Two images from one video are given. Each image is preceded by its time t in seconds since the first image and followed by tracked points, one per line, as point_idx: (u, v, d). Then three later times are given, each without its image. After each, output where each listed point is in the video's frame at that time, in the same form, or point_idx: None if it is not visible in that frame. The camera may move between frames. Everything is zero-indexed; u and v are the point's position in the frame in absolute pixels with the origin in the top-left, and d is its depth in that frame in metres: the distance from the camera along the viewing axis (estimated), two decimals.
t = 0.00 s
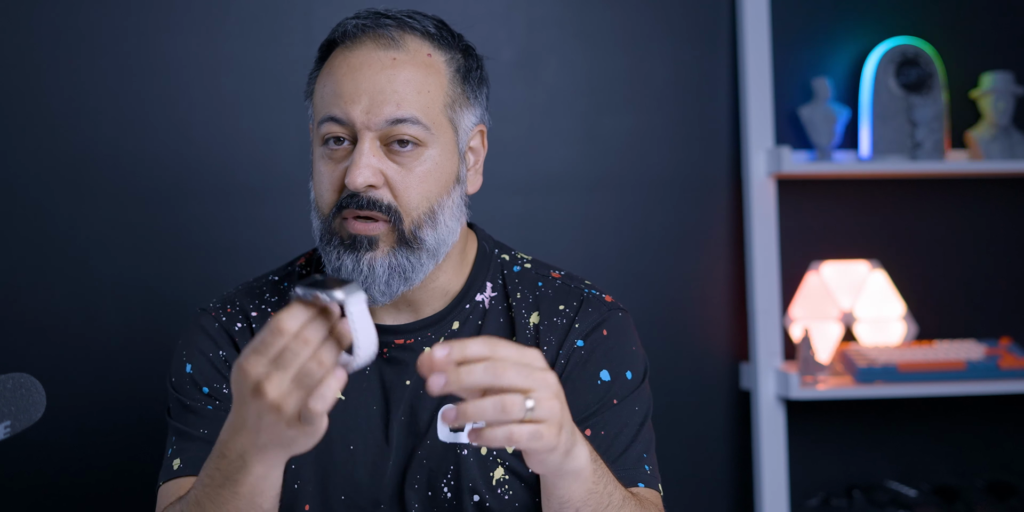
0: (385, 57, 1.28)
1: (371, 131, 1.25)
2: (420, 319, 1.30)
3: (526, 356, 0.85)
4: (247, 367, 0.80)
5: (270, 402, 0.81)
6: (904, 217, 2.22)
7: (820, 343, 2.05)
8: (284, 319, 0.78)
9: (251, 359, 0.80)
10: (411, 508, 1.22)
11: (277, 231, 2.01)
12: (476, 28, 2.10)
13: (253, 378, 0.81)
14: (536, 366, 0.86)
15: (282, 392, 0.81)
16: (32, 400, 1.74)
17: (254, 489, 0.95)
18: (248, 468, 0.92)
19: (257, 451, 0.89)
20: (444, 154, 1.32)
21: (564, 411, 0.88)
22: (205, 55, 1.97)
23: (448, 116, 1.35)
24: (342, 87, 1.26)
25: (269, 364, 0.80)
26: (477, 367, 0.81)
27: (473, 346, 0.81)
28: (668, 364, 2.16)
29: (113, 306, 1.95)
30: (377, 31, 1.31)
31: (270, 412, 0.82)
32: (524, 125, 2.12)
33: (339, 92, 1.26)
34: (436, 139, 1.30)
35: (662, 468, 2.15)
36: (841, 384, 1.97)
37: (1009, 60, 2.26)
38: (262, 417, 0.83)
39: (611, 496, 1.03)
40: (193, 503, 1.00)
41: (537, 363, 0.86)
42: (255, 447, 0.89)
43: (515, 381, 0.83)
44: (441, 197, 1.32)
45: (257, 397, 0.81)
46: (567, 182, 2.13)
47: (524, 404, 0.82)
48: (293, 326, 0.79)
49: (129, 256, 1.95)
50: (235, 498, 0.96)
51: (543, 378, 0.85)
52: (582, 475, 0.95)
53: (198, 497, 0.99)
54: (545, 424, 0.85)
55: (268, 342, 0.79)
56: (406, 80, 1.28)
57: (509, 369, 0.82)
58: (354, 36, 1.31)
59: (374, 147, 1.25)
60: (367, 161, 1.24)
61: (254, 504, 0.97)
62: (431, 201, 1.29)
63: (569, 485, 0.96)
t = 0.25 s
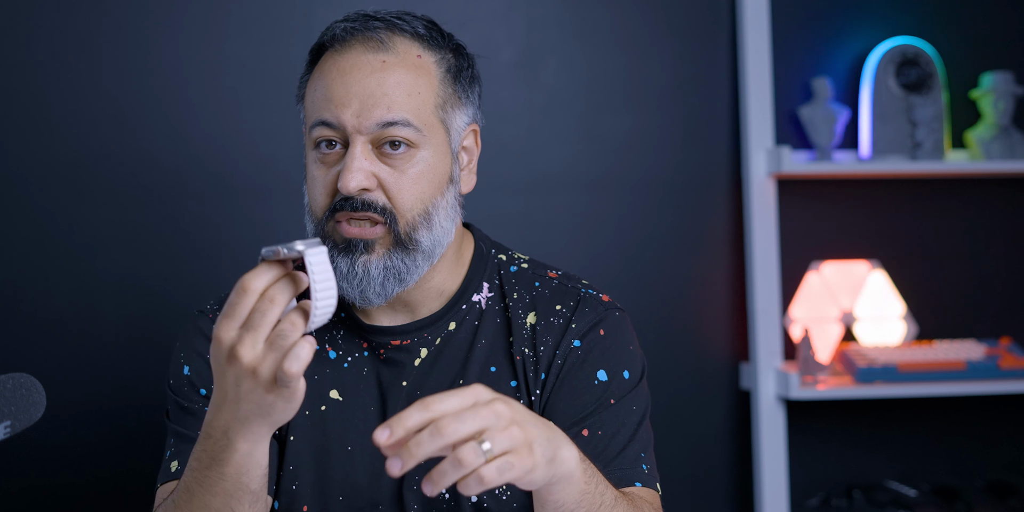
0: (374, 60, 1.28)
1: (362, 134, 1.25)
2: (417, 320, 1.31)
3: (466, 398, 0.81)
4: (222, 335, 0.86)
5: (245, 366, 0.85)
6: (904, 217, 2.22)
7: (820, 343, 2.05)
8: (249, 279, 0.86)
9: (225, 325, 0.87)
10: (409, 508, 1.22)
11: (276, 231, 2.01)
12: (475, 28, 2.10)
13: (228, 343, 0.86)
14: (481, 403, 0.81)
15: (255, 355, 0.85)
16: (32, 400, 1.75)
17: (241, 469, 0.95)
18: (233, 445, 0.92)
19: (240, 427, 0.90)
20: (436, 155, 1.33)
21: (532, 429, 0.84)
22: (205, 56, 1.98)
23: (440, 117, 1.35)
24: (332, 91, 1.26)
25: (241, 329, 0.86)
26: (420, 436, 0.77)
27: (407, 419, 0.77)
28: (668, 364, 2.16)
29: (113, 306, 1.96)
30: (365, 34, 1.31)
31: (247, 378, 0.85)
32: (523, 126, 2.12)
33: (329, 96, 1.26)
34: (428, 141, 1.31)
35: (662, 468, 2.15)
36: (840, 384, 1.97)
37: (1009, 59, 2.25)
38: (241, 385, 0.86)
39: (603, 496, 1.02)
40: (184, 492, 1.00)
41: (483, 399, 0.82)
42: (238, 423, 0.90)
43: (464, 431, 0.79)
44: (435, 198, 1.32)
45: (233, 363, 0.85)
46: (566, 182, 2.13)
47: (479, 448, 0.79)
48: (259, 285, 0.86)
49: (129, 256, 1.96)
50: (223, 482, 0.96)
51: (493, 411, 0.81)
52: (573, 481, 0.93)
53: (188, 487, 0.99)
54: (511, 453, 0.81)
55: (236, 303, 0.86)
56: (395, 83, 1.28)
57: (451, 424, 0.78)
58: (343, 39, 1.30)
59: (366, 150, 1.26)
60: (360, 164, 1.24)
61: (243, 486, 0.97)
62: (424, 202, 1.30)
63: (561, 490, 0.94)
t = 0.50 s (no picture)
0: (359, 62, 1.28)
1: (349, 138, 1.25)
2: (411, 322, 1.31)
3: (449, 415, 0.82)
4: (206, 330, 0.88)
5: (223, 363, 0.85)
6: (904, 217, 2.22)
7: (820, 343, 2.06)
8: (236, 274, 0.89)
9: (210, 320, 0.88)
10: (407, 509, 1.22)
11: (276, 231, 2.01)
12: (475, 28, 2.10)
13: (211, 338, 0.87)
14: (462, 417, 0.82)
15: (233, 351, 0.85)
16: (32, 400, 1.82)
17: (230, 469, 0.96)
18: (220, 445, 0.93)
19: (224, 426, 0.91)
20: (424, 156, 1.33)
21: (521, 438, 0.84)
22: (205, 56, 1.98)
23: (427, 118, 1.35)
24: (318, 95, 1.26)
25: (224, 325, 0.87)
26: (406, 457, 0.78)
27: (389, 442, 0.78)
28: (667, 364, 2.16)
29: (114, 306, 1.96)
30: (350, 37, 1.31)
31: (224, 375, 0.86)
32: (523, 126, 2.12)
33: (317, 100, 1.26)
34: (416, 142, 1.31)
35: (661, 468, 2.15)
36: (840, 384, 1.97)
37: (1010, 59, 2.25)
38: (219, 382, 0.86)
39: (597, 496, 1.02)
40: (178, 488, 1.01)
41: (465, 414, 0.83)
42: (223, 422, 0.90)
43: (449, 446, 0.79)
44: (424, 200, 1.32)
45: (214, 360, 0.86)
46: (566, 182, 2.13)
47: (465, 462, 0.79)
48: (245, 280, 0.89)
49: (130, 255, 1.96)
50: (212, 479, 0.97)
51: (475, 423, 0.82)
52: (566, 482, 0.93)
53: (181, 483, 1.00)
54: (498, 464, 0.81)
55: (221, 297, 0.88)
56: (381, 85, 1.28)
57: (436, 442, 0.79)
58: (328, 44, 1.31)
59: (355, 153, 1.26)
60: (348, 168, 1.24)
61: (230, 488, 0.98)
62: (413, 204, 1.30)
63: (556, 492, 0.94)
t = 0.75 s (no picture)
0: (351, 65, 1.27)
1: (343, 141, 1.25)
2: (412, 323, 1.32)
3: (450, 405, 0.82)
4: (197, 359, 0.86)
5: (211, 395, 0.84)
6: (904, 217, 2.22)
7: (820, 343, 2.05)
8: (224, 305, 0.87)
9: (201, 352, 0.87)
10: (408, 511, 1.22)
11: (276, 231, 2.02)
12: (475, 28, 2.11)
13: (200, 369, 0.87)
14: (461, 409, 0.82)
15: (220, 385, 0.84)
16: (32, 400, 1.79)
17: (229, 486, 0.95)
18: (216, 466, 0.92)
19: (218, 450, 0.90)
20: (418, 157, 1.32)
21: (520, 430, 0.84)
22: (205, 56, 1.98)
23: (421, 119, 1.35)
24: (311, 99, 1.26)
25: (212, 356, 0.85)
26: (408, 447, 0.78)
27: (391, 431, 0.77)
28: (667, 364, 2.16)
29: (113, 305, 1.96)
30: (341, 40, 1.30)
31: (213, 407, 0.85)
32: (523, 126, 2.12)
33: (309, 104, 1.26)
34: (410, 143, 1.31)
35: (661, 468, 2.15)
36: (840, 384, 1.97)
37: (1010, 59, 2.25)
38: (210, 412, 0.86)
39: (597, 494, 1.02)
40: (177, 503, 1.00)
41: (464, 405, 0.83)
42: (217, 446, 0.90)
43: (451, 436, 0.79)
44: (421, 201, 1.33)
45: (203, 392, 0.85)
46: (566, 182, 2.13)
47: (466, 451, 0.80)
48: (233, 311, 0.87)
49: (129, 255, 1.96)
50: (209, 495, 0.96)
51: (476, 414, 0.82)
52: (566, 480, 0.93)
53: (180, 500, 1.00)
54: (499, 454, 0.82)
55: (211, 328, 0.87)
56: (373, 87, 1.27)
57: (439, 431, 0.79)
58: (317, 47, 1.29)
59: (349, 156, 1.25)
60: (343, 172, 1.24)
61: (228, 504, 0.97)
62: (409, 206, 1.30)
63: (555, 489, 0.94)
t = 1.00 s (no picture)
0: (355, 69, 1.27)
1: (341, 145, 1.24)
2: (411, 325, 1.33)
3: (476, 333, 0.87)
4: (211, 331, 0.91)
5: (223, 363, 0.88)
6: (904, 217, 2.22)
7: (820, 343, 2.06)
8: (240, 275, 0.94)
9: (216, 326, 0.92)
10: None
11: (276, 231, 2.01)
12: (475, 28, 2.10)
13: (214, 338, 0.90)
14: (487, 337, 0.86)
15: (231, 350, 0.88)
16: (32, 401, 1.85)
17: (235, 470, 0.97)
18: (224, 446, 0.95)
19: (229, 425, 0.93)
20: (416, 165, 1.32)
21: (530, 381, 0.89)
22: (205, 56, 1.98)
23: (423, 128, 1.34)
24: (313, 100, 1.25)
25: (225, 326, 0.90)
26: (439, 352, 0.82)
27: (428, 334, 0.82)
28: (667, 364, 2.16)
29: (113, 305, 1.95)
30: (350, 42, 1.30)
31: (225, 376, 0.89)
32: (523, 126, 2.12)
33: (311, 105, 1.25)
34: (408, 152, 1.30)
35: (661, 468, 2.15)
36: (840, 384, 1.97)
37: (1010, 59, 2.25)
38: (222, 381, 0.90)
39: (598, 487, 1.02)
40: (183, 491, 1.02)
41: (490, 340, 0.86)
42: (228, 422, 0.93)
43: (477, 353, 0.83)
44: (417, 208, 1.32)
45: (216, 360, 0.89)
46: (566, 182, 2.13)
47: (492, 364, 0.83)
48: (248, 280, 0.93)
49: (129, 255, 1.96)
50: (216, 482, 0.98)
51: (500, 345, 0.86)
52: (565, 462, 0.96)
53: (186, 486, 1.01)
54: (516, 383, 0.85)
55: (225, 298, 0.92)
56: (376, 94, 1.27)
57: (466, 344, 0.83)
58: (329, 48, 1.30)
59: (345, 160, 1.25)
60: (338, 175, 1.24)
61: (234, 490, 0.99)
62: (405, 212, 1.30)
63: (553, 473, 0.96)
